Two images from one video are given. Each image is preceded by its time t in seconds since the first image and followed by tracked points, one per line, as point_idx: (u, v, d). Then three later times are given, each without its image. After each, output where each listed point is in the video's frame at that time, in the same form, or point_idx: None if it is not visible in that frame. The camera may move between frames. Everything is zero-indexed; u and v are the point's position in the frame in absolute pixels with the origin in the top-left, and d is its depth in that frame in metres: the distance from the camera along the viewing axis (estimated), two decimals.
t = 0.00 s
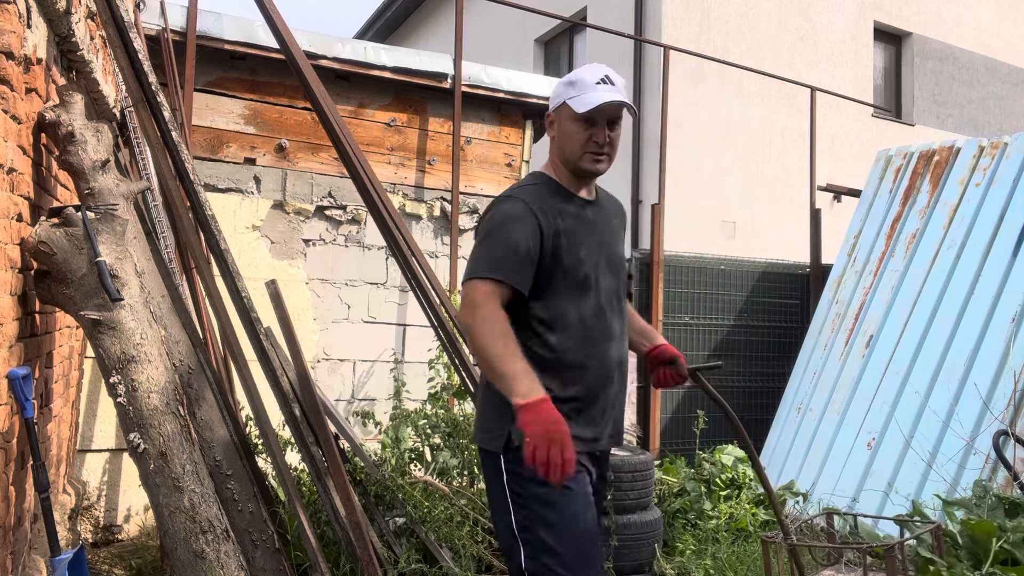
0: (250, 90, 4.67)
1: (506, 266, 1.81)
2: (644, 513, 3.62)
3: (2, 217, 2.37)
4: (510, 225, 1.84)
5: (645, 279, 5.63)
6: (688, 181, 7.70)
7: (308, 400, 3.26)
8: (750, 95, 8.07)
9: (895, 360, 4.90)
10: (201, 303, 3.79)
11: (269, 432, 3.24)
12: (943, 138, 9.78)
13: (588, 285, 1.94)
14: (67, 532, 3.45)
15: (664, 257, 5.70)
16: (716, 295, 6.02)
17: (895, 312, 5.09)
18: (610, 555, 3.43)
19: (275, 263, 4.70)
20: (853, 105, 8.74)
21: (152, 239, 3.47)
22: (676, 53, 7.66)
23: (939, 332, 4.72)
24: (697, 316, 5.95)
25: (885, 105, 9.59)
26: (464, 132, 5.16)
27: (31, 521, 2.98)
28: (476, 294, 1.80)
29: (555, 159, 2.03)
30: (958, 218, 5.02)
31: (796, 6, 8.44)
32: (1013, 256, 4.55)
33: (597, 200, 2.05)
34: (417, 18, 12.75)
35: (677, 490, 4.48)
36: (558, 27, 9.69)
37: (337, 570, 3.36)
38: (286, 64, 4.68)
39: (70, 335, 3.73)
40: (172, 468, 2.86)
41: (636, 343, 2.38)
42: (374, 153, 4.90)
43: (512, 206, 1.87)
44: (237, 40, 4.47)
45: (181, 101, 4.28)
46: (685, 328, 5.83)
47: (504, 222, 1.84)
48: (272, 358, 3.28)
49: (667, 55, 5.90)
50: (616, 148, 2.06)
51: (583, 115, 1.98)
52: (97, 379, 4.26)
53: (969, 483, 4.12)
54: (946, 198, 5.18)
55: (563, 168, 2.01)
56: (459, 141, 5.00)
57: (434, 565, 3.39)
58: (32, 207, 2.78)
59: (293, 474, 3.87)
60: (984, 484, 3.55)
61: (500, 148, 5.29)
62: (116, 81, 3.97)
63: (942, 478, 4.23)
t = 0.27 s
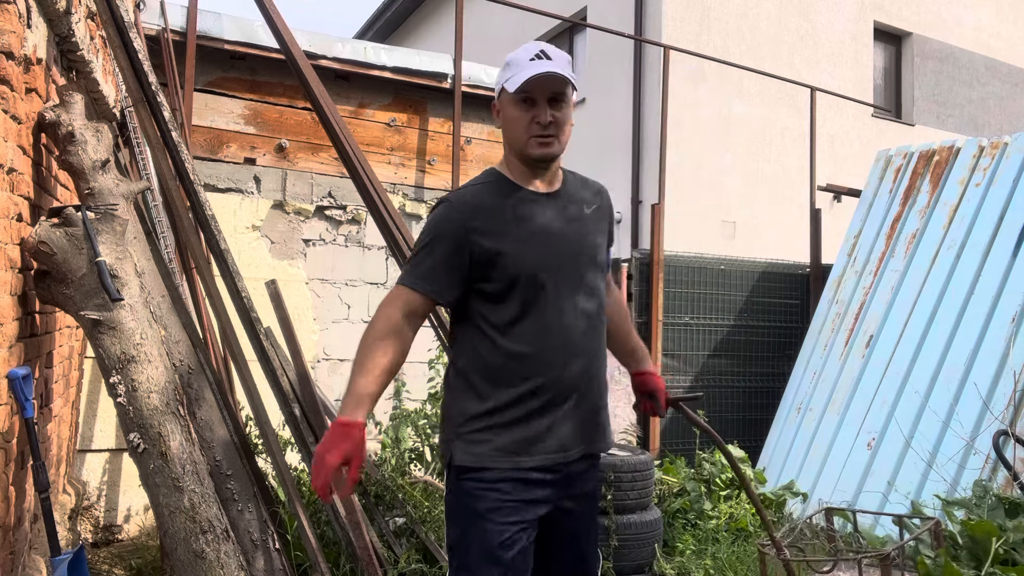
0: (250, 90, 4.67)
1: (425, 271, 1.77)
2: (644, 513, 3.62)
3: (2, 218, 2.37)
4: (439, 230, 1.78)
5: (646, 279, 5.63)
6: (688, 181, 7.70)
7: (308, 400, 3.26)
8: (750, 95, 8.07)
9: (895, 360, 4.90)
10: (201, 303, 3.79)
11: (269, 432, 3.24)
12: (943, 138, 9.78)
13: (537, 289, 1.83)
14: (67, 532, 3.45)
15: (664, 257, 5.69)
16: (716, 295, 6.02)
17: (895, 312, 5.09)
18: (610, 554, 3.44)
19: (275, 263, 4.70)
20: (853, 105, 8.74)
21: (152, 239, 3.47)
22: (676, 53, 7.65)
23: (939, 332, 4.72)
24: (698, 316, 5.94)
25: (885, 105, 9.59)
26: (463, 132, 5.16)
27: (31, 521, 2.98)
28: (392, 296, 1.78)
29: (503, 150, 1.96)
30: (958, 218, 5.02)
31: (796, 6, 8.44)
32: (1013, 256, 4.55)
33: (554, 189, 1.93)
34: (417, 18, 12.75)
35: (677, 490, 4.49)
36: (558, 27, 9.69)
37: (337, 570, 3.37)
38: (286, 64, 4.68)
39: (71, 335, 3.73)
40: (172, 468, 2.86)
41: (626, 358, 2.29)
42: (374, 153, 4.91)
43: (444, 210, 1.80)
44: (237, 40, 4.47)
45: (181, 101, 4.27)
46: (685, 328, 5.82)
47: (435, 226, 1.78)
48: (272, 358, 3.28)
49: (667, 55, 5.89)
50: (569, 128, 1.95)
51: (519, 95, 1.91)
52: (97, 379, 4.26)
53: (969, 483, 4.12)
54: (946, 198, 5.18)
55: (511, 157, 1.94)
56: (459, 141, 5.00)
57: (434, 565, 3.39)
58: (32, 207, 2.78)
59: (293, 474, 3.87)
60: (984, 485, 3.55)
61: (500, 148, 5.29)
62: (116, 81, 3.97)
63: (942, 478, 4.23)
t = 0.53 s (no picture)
0: (250, 90, 4.68)
1: (346, 263, 1.58)
2: (645, 513, 3.61)
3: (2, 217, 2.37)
4: (365, 217, 1.61)
5: (646, 279, 5.63)
6: (688, 181, 7.71)
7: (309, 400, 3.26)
8: (750, 95, 8.07)
9: (895, 360, 4.89)
10: (201, 302, 3.79)
11: (269, 432, 3.24)
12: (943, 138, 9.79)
13: (480, 291, 1.64)
14: (67, 532, 3.45)
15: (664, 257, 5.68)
16: (716, 295, 6.02)
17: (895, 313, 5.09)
18: (611, 554, 3.44)
19: (275, 263, 4.70)
20: (853, 105, 8.74)
21: (152, 239, 3.47)
22: (676, 53, 7.65)
23: (939, 332, 4.72)
24: (698, 316, 5.94)
25: (885, 105, 9.59)
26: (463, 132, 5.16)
27: (31, 521, 2.98)
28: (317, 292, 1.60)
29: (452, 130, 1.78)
30: (958, 218, 5.01)
31: (796, 6, 8.44)
32: (1013, 256, 4.55)
33: (501, 181, 1.72)
34: (417, 18, 12.76)
35: (677, 490, 4.49)
36: (558, 27, 9.69)
37: (337, 570, 3.37)
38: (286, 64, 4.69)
39: (71, 335, 3.73)
40: (172, 468, 2.86)
41: (625, 365, 2.16)
42: (373, 153, 4.91)
43: (378, 197, 1.63)
44: (237, 40, 4.48)
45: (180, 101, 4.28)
46: (686, 328, 5.82)
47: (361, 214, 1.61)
48: (273, 358, 3.28)
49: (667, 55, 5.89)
50: (521, 108, 1.73)
51: (463, 70, 1.73)
52: (97, 379, 4.26)
53: (969, 483, 4.12)
54: (946, 198, 5.17)
55: (456, 138, 1.76)
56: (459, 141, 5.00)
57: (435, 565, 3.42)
58: (32, 207, 2.79)
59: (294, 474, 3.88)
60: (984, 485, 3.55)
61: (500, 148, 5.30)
62: (116, 81, 3.97)
63: (942, 478, 4.23)
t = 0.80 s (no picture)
0: (250, 90, 4.70)
1: (316, 265, 1.49)
2: (644, 513, 3.61)
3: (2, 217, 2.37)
4: (340, 217, 1.52)
5: (646, 279, 5.63)
6: (688, 181, 7.71)
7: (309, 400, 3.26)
8: (750, 95, 8.08)
9: (895, 360, 4.89)
10: (201, 302, 3.79)
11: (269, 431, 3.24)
12: (943, 138, 9.79)
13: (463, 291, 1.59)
14: (67, 532, 3.45)
15: (664, 257, 5.68)
16: (716, 295, 6.02)
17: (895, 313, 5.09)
18: (610, 554, 3.44)
19: (275, 263, 4.63)
20: (853, 105, 8.74)
21: (152, 239, 3.46)
22: (676, 53, 7.65)
23: (939, 332, 4.72)
24: (697, 316, 5.94)
25: (885, 105, 9.59)
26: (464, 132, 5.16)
27: (31, 521, 2.98)
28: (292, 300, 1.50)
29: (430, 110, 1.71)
30: (958, 218, 5.01)
31: (796, 6, 8.44)
32: (1013, 256, 4.55)
33: (479, 171, 1.66)
34: (417, 18, 12.76)
35: (677, 489, 4.51)
36: (558, 27, 9.70)
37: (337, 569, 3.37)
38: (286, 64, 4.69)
39: (71, 335, 3.73)
40: (172, 468, 2.86)
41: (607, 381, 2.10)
42: (373, 153, 4.91)
43: (353, 192, 1.54)
44: (237, 40, 4.48)
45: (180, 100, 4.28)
46: (686, 328, 5.82)
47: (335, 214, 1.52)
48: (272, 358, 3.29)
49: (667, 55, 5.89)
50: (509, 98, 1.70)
51: (453, 47, 1.66)
52: (97, 378, 4.27)
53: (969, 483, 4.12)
54: (946, 198, 5.17)
55: (441, 122, 1.68)
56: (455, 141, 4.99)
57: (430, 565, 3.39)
58: (32, 207, 2.79)
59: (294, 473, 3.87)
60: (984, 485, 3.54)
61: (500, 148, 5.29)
62: (116, 81, 3.97)
63: (942, 478, 4.24)
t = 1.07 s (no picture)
0: (250, 90, 4.70)
1: (271, 257, 1.30)
2: (644, 513, 3.61)
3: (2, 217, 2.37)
4: (294, 200, 1.32)
5: (646, 279, 5.63)
6: (688, 181, 7.70)
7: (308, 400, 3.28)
8: (750, 95, 8.08)
9: (895, 360, 4.89)
10: (201, 302, 3.79)
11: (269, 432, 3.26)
12: (943, 138, 9.79)
13: (436, 281, 1.44)
14: (67, 531, 3.45)
15: (664, 257, 5.67)
16: (716, 295, 6.02)
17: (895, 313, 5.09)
18: (610, 554, 3.43)
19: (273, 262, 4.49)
20: (853, 105, 8.75)
21: (152, 239, 3.47)
22: (676, 53, 7.65)
23: (939, 332, 4.72)
24: (697, 316, 5.94)
25: (885, 105, 9.59)
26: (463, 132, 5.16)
27: (31, 521, 2.98)
28: (246, 300, 1.30)
29: (414, 69, 1.50)
30: (958, 217, 5.01)
31: (796, 6, 8.44)
32: (1013, 256, 4.55)
33: (454, 141, 1.50)
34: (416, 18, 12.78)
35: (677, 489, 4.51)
36: (558, 27, 9.70)
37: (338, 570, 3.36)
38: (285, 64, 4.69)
39: (71, 335, 3.73)
40: (172, 468, 2.86)
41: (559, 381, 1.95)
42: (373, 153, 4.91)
43: (307, 171, 1.34)
44: (237, 40, 4.48)
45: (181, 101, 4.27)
46: (686, 328, 5.82)
47: (291, 199, 1.32)
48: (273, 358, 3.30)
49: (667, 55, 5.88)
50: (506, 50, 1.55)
51: None
52: (97, 378, 4.27)
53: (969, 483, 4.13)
54: (946, 198, 5.17)
55: (440, 85, 1.48)
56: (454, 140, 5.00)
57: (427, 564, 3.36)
58: (32, 207, 2.79)
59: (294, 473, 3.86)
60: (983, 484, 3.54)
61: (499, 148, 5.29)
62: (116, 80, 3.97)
63: (942, 478, 4.24)
